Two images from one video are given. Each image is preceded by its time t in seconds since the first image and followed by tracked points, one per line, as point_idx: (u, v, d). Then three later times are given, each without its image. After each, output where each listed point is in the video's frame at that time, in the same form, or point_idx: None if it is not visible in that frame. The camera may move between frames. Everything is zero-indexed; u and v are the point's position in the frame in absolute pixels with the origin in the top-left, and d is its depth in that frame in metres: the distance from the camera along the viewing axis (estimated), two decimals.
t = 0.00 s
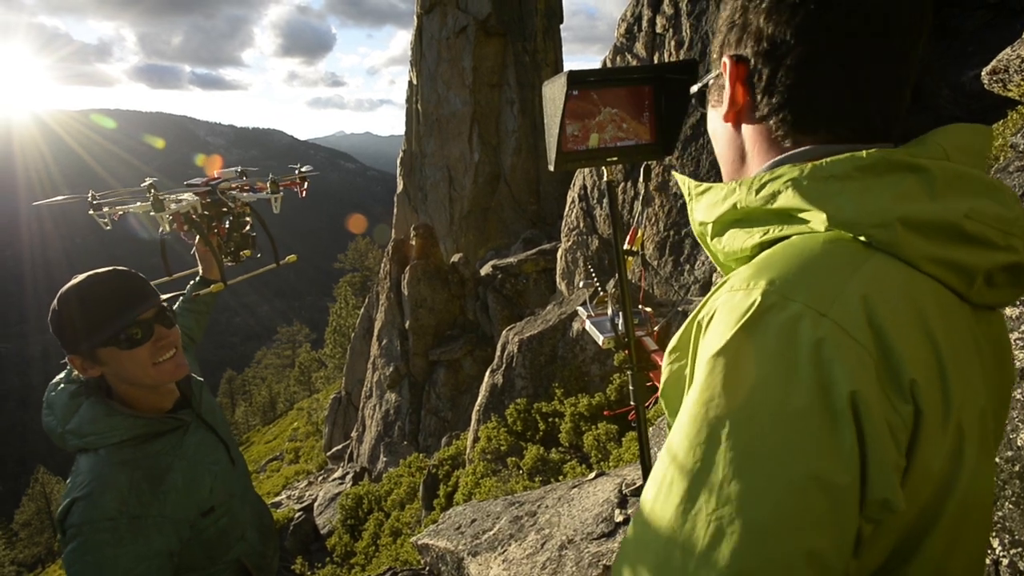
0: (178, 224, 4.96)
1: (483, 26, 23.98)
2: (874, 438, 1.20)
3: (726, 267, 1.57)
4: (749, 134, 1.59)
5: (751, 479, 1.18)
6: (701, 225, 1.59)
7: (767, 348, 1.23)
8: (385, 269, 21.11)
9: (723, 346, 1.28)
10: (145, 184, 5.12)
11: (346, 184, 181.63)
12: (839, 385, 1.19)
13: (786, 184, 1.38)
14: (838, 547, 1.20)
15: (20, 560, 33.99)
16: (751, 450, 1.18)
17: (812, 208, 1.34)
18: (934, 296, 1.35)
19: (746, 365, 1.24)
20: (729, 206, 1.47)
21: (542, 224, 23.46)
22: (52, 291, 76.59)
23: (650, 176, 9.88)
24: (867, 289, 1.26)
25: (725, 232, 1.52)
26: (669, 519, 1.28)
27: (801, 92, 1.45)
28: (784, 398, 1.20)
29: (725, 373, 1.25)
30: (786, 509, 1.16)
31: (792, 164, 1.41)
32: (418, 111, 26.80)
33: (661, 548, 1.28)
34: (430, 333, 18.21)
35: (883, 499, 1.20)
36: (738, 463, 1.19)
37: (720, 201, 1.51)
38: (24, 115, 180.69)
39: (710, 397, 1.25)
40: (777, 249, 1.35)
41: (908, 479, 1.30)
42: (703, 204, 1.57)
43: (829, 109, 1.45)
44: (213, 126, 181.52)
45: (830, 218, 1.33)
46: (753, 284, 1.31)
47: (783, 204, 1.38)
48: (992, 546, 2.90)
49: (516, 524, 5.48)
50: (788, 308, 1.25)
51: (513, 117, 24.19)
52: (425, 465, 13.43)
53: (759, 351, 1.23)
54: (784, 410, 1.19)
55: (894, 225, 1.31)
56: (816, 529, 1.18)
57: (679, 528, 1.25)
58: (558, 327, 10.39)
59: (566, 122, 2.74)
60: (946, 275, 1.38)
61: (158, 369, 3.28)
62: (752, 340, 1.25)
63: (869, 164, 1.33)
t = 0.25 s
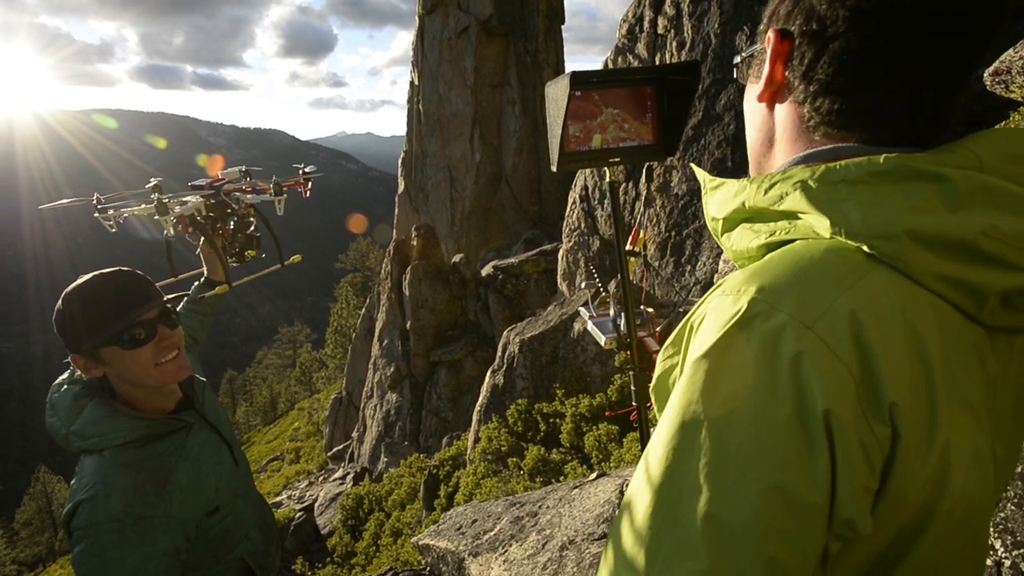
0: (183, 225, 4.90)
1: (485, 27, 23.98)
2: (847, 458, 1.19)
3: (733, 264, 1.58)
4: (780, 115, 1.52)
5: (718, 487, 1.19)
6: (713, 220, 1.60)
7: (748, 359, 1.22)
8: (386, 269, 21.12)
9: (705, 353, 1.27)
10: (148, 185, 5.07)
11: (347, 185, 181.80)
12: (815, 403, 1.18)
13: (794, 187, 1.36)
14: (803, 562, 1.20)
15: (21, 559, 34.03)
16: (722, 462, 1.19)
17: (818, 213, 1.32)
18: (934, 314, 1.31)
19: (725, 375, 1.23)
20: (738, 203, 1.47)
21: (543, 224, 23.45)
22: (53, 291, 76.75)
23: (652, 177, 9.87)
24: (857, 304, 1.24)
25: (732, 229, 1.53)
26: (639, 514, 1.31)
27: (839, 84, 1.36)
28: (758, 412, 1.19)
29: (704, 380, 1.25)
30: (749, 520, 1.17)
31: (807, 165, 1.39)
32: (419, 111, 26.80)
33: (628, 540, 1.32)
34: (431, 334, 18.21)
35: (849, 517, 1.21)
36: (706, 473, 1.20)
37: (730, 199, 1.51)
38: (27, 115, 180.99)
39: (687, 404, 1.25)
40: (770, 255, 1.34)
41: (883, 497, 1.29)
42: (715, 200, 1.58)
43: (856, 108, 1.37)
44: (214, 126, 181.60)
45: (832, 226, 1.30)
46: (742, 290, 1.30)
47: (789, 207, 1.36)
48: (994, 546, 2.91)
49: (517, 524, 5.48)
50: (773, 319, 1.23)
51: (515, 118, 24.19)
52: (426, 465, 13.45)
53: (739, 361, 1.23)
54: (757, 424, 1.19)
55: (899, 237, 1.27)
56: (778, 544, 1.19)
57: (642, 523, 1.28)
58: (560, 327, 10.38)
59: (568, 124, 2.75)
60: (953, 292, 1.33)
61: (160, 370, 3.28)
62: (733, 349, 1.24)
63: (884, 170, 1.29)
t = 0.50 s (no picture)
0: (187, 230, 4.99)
1: (484, 28, 24.00)
2: (862, 481, 1.14)
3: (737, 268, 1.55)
4: (792, 115, 1.51)
5: (725, 506, 1.13)
6: (717, 222, 1.57)
7: (761, 372, 1.17)
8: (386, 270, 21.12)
9: (715, 365, 1.21)
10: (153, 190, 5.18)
11: (347, 186, 181.79)
12: (829, 418, 1.14)
13: (806, 191, 1.32)
14: None
15: (19, 560, 33.91)
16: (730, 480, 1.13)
17: (832, 220, 1.28)
18: (952, 328, 1.27)
19: (734, 389, 1.17)
20: (746, 206, 1.44)
21: (542, 225, 23.45)
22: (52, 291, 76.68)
23: (651, 178, 9.87)
24: (874, 317, 1.20)
25: (738, 232, 1.50)
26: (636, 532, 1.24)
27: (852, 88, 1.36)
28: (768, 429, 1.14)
29: (714, 392, 1.19)
30: (758, 541, 1.12)
31: (818, 167, 1.35)
32: (419, 112, 26.81)
33: (624, 558, 1.26)
34: (431, 334, 18.21)
35: (859, 540, 1.16)
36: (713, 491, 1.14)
37: (738, 200, 1.48)
38: (26, 115, 180.92)
39: (697, 419, 1.19)
40: (783, 263, 1.29)
41: (891, 517, 1.25)
42: (721, 201, 1.55)
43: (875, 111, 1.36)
44: (213, 126, 181.49)
45: (848, 233, 1.26)
46: (754, 299, 1.25)
47: (802, 211, 1.32)
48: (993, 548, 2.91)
49: (516, 525, 5.48)
50: (787, 331, 1.19)
51: (514, 119, 24.20)
52: (425, 466, 13.45)
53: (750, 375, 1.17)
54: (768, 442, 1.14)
55: (916, 247, 1.23)
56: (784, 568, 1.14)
57: (641, 544, 1.21)
58: (559, 328, 10.38)
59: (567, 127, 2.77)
60: (969, 306, 1.29)
61: (163, 369, 3.30)
62: (745, 361, 1.19)
63: (901, 176, 1.25)
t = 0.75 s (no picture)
0: (194, 238, 4.95)
1: (484, 30, 24.05)
2: (897, 496, 1.10)
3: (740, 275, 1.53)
4: (788, 123, 1.50)
5: (761, 533, 1.07)
6: (717, 229, 1.56)
7: (788, 391, 1.12)
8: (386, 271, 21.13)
9: (738, 385, 1.16)
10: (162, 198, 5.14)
11: (347, 188, 181.90)
12: (860, 435, 1.10)
13: (812, 200, 1.30)
14: None
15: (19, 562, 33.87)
16: (764, 506, 1.08)
17: (843, 229, 1.25)
18: (966, 334, 1.27)
19: (761, 409, 1.12)
20: (748, 214, 1.42)
21: (542, 227, 23.46)
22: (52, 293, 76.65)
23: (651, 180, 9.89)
24: (896, 329, 1.17)
25: (741, 241, 1.47)
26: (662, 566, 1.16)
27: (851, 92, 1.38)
28: (799, 448, 1.09)
29: (739, 415, 1.13)
30: (795, 568, 1.07)
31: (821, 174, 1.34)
32: (419, 114, 26.86)
33: None
34: (431, 336, 18.22)
35: (894, 557, 1.13)
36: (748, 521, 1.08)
37: (737, 210, 1.46)
38: (27, 117, 181.17)
39: (721, 442, 1.13)
40: (797, 275, 1.26)
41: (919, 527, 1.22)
42: (720, 209, 1.53)
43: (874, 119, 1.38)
44: (214, 128, 181.66)
45: (859, 242, 1.24)
46: (772, 313, 1.21)
47: (809, 220, 1.30)
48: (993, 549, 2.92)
49: (516, 527, 5.48)
50: (810, 347, 1.15)
51: (514, 121, 24.23)
52: (425, 468, 13.44)
53: (777, 393, 1.12)
54: (801, 462, 1.09)
55: (929, 254, 1.22)
56: None
57: None
58: (559, 330, 10.40)
59: (568, 131, 2.79)
60: (979, 310, 1.30)
61: (163, 366, 3.35)
62: (770, 380, 1.13)
63: (906, 183, 1.25)
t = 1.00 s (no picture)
0: (203, 248, 5.00)
1: (487, 32, 24.10)
2: (932, 483, 1.09)
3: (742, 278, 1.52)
4: (778, 129, 1.49)
5: (808, 536, 1.04)
6: (714, 235, 1.54)
7: (815, 386, 1.09)
8: (388, 273, 21.17)
9: (762, 384, 1.12)
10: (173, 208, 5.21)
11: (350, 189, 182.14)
12: (892, 424, 1.08)
13: (811, 200, 1.30)
14: None
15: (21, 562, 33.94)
16: (806, 505, 1.04)
17: (843, 226, 1.25)
18: (971, 322, 1.28)
19: (790, 406, 1.09)
20: (748, 218, 1.40)
21: (544, 229, 23.47)
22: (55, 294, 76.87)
23: (654, 182, 9.91)
24: (910, 318, 1.17)
25: (741, 243, 1.45)
26: None
27: (843, 93, 1.41)
28: (834, 440, 1.06)
29: (767, 416, 1.09)
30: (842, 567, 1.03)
31: (817, 175, 1.34)
32: (422, 116, 26.91)
33: None
34: (433, 338, 18.25)
35: (935, 543, 1.11)
36: (790, 524, 1.04)
37: (735, 214, 1.44)
38: (31, 118, 181.83)
39: (752, 446, 1.08)
40: (808, 271, 1.24)
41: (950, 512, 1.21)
42: (717, 214, 1.51)
43: (864, 115, 1.42)
44: (217, 129, 182.10)
45: (863, 237, 1.23)
46: (788, 311, 1.18)
47: (811, 220, 1.29)
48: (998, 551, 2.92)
49: (518, 528, 5.50)
50: (830, 340, 1.13)
51: (517, 123, 24.26)
52: (427, 469, 13.45)
53: (806, 390, 1.09)
54: (836, 456, 1.06)
55: (930, 246, 1.22)
56: None
57: None
58: (561, 332, 10.42)
59: (572, 133, 2.84)
60: (979, 297, 1.31)
61: (161, 362, 3.43)
62: (794, 377, 1.11)
63: (901, 179, 1.26)
